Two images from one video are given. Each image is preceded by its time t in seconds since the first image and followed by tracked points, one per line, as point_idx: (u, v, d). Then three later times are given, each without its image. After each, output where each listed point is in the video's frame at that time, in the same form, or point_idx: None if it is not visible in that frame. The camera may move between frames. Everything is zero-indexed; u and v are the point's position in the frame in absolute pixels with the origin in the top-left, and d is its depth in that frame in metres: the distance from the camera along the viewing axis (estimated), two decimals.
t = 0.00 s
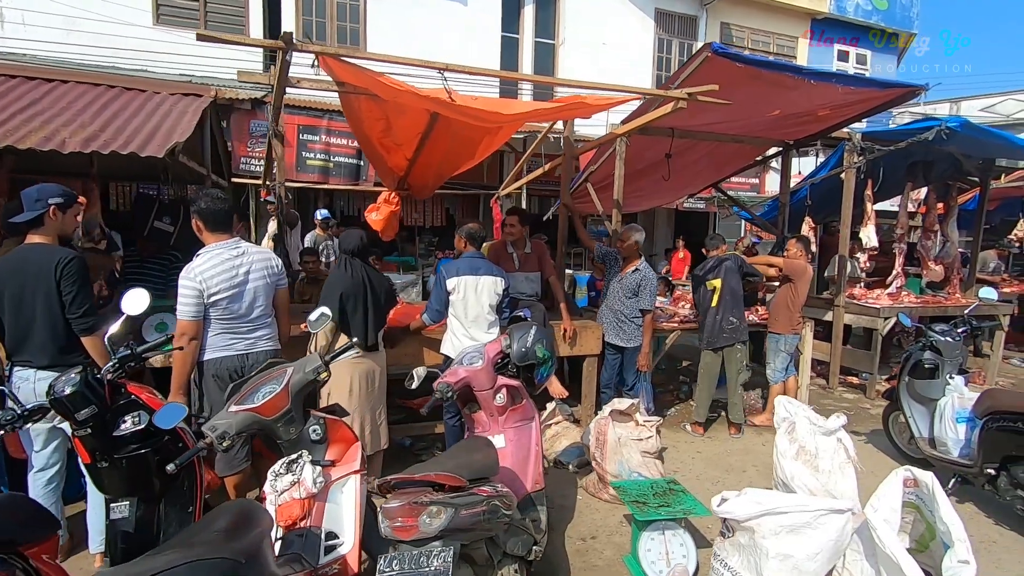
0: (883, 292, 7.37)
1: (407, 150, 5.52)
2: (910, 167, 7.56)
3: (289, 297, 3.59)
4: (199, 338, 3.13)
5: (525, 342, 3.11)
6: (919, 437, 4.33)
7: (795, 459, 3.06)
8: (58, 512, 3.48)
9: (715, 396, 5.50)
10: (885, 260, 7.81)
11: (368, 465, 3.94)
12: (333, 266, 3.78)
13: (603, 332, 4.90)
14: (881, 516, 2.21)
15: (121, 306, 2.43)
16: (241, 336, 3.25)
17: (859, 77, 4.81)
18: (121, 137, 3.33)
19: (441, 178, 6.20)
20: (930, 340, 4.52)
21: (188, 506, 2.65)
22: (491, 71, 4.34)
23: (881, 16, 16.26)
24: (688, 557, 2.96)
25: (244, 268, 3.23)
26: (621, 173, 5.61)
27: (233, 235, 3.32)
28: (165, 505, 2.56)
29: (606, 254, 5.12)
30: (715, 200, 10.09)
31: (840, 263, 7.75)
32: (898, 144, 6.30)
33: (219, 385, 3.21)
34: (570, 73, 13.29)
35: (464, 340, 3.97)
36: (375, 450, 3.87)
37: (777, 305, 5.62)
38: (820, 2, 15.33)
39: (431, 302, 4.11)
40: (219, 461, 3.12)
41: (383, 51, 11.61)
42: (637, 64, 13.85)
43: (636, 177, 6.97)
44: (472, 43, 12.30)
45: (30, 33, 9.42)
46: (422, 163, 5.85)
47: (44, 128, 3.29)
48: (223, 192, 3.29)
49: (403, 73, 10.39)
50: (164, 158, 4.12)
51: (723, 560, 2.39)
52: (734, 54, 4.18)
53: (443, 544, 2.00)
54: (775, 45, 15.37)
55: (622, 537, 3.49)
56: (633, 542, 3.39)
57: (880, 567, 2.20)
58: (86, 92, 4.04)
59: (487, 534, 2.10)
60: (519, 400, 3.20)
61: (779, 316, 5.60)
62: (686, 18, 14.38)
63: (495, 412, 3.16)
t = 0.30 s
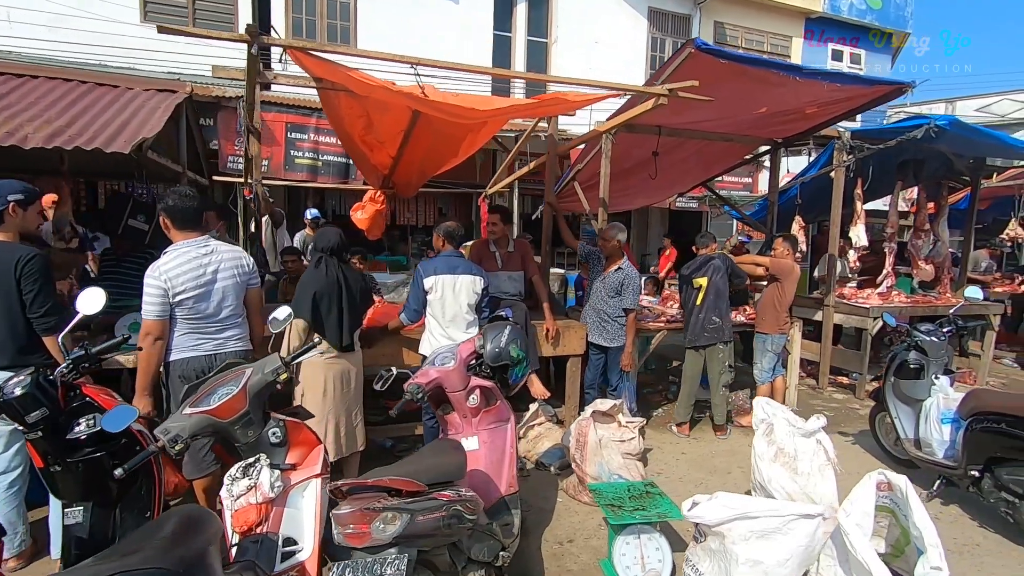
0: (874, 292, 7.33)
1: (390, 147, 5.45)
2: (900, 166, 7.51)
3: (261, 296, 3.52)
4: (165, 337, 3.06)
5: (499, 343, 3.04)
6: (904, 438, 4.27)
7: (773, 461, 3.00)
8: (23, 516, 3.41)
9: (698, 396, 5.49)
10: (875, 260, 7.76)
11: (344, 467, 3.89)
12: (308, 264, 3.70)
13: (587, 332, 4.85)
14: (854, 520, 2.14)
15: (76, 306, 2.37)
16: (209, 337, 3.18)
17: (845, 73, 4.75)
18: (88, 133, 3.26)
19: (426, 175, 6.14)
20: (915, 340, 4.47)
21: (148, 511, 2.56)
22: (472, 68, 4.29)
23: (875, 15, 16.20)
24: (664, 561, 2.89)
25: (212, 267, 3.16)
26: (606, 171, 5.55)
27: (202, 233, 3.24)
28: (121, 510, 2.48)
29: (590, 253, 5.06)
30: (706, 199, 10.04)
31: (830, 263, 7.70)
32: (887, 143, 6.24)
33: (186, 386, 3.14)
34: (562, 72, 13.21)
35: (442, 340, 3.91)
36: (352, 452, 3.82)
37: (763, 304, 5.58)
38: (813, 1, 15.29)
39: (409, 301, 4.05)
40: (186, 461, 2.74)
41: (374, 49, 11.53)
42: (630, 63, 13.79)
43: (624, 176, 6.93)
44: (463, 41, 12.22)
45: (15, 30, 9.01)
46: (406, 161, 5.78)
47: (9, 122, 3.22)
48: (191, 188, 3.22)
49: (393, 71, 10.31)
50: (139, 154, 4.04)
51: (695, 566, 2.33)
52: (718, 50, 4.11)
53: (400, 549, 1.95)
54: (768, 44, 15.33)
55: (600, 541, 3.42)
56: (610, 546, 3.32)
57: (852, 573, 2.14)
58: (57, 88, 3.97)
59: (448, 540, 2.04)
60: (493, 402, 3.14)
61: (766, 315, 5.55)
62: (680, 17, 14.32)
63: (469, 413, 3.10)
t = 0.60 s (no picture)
0: (864, 292, 7.27)
1: (372, 144, 5.37)
2: (890, 166, 7.47)
3: (233, 296, 3.45)
4: (128, 337, 2.98)
5: (471, 344, 2.97)
6: (889, 440, 4.20)
7: (751, 465, 2.93)
8: None
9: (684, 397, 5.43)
10: (865, 261, 7.72)
11: (318, 469, 3.82)
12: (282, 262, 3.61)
13: (570, 332, 4.79)
14: (826, 527, 2.06)
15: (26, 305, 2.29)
16: (174, 337, 3.11)
17: (832, 71, 4.68)
18: (56, 127, 3.19)
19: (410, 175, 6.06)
20: (901, 341, 4.42)
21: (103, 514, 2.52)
22: (452, 64, 4.22)
23: (869, 16, 16.16)
24: (639, 567, 2.82)
25: (178, 266, 3.09)
26: (591, 169, 5.49)
27: (169, 230, 3.16)
28: (73, 515, 2.43)
29: (573, 254, 5.01)
30: (698, 200, 9.98)
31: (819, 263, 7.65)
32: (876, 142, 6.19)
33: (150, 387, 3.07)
34: (555, 71, 13.15)
35: (418, 341, 3.83)
36: (327, 454, 3.74)
37: (750, 305, 5.53)
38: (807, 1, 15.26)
39: (386, 301, 3.98)
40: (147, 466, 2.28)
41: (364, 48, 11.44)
42: (623, 63, 13.73)
43: (611, 175, 6.87)
44: (454, 40, 12.15)
45: None
46: (389, 159, 5.70)
47: None
48: (158, 185, 3.13)
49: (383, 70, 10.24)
50: (111, 152, 3.97)
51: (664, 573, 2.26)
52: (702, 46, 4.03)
53: (354, 558, 1.90)
54: (762, 44, 15.29)
55: (577, 546, 3.35)
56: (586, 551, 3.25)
57: None
58: (26, 84, 3.88)
59: (406, 547, 1.99)
60: (466, 404, 3.07)
61: (752, 316, 5.50)
62: (673, 17, 14.27)
63: (441, 416, 3.03)
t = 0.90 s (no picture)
0: (855, 294, 7.21)
1: (353, 144, 5.30)
2: (881, 167, 7.42)
3: (202, 298, 3.36)
4: (90, 340, 2.90)
5: (443, 347, 2.90)
6: (875, 446, 4.14)
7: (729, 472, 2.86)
8: None
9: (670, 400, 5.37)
10: (856, 263, 7.67)
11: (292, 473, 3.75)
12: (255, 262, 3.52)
13: (553, 335, 4.73)
14: (797, 539, 1.99)
15: None
16: (139, 340, 3.03)
17: (818, 70, 4.62)
18: (19, 125, 3.11)
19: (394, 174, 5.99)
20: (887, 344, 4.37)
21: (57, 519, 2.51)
22: (433, 62, 4.15)
23: (863, 18, 16.14)
24: None
25: (144, 267, 3.01)
26: (577, 170, 5.42)
27: (134, 230, 3.08)
28: (22, 525, 2.38)
29: (555, 256, 4.97)
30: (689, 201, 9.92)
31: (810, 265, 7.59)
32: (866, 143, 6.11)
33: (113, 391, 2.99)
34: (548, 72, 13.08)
35: (394, 343, 3.75)
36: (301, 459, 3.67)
37: (737, 307, 5.48)
38: (801, 2, 15.23)
39: (363, 303, 3.91)
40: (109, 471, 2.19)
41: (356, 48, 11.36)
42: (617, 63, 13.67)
43: (600, 176, 6.80)
44: (447, 40, 12.08)
45: None
46: (371, 158, 5.63)
47: None
48: (122, 184, 3.04)
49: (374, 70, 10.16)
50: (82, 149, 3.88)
51: None
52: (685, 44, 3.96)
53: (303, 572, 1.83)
54: (757, 45, 15.25)
55: (553, 554, 3.28)
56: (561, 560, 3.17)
57: None
58: None
59: (364, 560, 1.95)
60: (438, 409, 3.00)
61: (740, 318, 5.45)
62: (667, 18, 14.22)
63: (413, 421, 2.96)
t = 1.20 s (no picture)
0: (845, 297, 7.17)
1: (335, 143, 5.25)
2: (872, 169, 7.37)
3: (172, 302, 3.29)
4: (51, 344, 2.84)
5: (413, 353, 2.84)
6: (859, 452, 4.09)
7: (705, 481, 2.78)
8: None
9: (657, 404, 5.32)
10: (846, 266, 7.65)
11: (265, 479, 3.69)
12: (228, 265, 3.44)
13: (536, 338, 4.67)
14: (763, 554, 1.94)
15: None
16: (103, 344, 2.97)
17: (803, 71, 4.57)
18: None
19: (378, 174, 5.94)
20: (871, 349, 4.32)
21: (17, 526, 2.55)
22: (412, 62, 4.09)
23: (858, 19, 16.10)
24: None
25: (108, 270, 2.94)
26: (562, 171, 5.37)
27: (100, 233, 3.00)
28: None
29: (538, 258, 4.92)
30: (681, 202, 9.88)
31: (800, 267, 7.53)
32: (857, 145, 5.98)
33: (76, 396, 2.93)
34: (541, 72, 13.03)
35: (369, 347, 3.69)
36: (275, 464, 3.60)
37: (724, 311, 5.43)
38: (795, 3, 15.20)
39: (339, 306, 3.84)
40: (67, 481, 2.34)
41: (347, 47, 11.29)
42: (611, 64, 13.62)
43: (588, 177, 6.75)
44: (439, 40, 12.02)
45: None
46: (355, 159, 5.58)
47: None
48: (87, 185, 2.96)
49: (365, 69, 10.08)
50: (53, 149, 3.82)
51: None
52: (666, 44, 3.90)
53: None
54: (751, 46, 15.21)
55: (528, 563, 3.22)
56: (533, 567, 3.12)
57: None
58: None
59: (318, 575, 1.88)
60: (409, 416, 2.94)
61: (726, 321, 5.40)
62: (661, 19, 14.17)
63: (382, 428, 2.90)
